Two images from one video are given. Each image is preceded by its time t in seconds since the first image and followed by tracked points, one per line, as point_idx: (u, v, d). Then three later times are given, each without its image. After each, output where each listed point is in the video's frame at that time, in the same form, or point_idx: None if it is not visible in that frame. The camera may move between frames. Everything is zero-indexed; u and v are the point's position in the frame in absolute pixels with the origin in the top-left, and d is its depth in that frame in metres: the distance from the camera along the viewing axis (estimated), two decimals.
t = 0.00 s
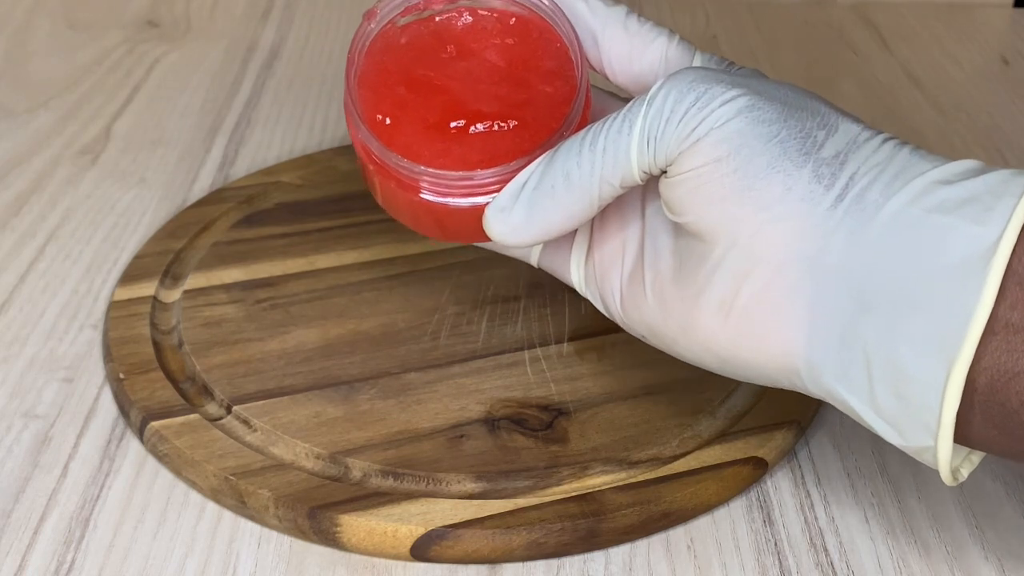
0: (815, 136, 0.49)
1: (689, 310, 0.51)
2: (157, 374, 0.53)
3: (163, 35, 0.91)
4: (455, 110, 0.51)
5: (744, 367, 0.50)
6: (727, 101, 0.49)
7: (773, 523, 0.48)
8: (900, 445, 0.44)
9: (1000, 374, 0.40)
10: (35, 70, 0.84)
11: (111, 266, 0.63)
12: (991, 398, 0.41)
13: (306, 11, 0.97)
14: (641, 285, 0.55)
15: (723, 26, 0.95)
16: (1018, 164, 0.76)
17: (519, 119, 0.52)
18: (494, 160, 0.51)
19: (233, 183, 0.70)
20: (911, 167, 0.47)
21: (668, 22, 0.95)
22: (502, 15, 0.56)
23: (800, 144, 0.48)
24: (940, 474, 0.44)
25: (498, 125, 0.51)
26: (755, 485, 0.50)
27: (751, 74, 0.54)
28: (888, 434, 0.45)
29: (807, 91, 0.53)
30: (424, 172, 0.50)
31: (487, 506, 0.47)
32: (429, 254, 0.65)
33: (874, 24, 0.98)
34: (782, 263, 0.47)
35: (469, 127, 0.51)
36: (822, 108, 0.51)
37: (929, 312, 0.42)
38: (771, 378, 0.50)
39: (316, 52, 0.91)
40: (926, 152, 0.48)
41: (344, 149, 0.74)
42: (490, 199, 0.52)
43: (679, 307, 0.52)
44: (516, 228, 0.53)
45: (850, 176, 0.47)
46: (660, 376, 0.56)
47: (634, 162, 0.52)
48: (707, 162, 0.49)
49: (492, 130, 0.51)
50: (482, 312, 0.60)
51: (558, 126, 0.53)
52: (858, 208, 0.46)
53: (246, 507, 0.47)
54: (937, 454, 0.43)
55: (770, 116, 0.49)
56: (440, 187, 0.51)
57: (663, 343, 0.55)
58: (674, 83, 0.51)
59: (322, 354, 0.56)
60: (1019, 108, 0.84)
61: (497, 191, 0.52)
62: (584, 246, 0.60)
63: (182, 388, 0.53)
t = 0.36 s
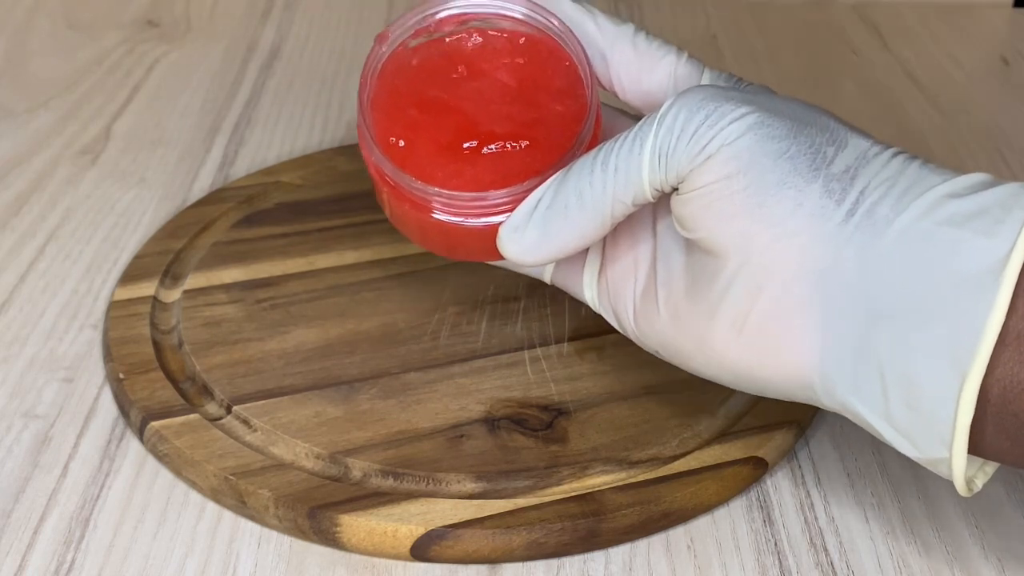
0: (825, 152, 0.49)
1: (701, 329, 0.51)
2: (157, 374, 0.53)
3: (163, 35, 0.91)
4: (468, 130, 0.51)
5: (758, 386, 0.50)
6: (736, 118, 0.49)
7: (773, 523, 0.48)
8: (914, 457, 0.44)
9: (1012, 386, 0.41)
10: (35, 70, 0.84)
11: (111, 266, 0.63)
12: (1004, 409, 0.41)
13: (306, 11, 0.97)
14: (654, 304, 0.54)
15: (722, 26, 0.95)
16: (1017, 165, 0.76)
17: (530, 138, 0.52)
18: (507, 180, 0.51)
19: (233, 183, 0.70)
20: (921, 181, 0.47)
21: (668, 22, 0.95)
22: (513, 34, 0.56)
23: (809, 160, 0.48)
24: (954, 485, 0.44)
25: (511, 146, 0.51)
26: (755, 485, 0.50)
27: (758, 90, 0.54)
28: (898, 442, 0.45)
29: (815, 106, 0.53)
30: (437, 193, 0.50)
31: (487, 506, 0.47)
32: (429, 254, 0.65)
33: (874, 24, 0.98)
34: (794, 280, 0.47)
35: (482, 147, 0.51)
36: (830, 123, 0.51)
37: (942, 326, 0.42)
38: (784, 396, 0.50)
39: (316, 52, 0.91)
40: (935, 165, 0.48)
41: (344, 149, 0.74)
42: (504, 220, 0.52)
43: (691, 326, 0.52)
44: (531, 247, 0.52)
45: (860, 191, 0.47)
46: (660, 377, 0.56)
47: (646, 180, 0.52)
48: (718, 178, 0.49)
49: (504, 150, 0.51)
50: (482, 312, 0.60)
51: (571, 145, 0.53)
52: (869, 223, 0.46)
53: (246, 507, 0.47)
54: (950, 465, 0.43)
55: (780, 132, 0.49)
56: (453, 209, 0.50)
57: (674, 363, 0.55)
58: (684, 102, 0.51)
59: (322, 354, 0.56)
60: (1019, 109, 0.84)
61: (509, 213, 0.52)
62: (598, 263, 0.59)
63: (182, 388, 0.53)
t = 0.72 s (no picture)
0: (807, 159, 0.49)
1: (680, 338, 0.51)
2: (157, 374, 0.53)
3: (163, 35, 0.91)
4: (437, 138, 0.50)
5: (739, 397, 0.49)
6: (716, 124, 0.49)
7: (773, 523, 0.48)
8: (901, 472, 0.44)
9: (1003, 399, 0.40)
10: (35, 70, 0.84)
11: (111, 266, 0.63)
12: (993, 423, 0.41)
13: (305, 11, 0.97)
14: (631, 315, 0.54)
15: (722, 26, 0.95)
16: (1017, 165, 0.76)
17: (502, 146, 0.51)
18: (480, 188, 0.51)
19: (233, 183, 0.70)
20: (905, 188, 0.47)
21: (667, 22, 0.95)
22: (483, 40, 0.56)
23: (792, 167, 0.48)
24: (943, 500, 0.43)
25: (481, 154, 0.51)
26: (755, 485, 0.50)
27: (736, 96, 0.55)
28: (887, 459, 0.44)
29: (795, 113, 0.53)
30: (404, 203, 0.49)
31: (487, 506, 0.47)
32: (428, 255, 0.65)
33: (874, 24, 0.98)
34: (777, 288, 0.47)
35: (451, 156, 0.50)
36: (812, 130, 0.51)
37: (926, 338, 0.42)
38: (766, 407, 0.49)
39: (316, 52, 0.91)
40: (920, 173, 0.48)
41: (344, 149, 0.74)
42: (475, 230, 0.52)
43: (669, 336, 0.52)
44: (504, 257, 0.52)
45: (843, 200, 0.48)
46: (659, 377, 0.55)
47: (622, 187, 0.52)
48: (697, 187, 0.49)
49: (474, 158, 0.51)
50: (482, 312, 0.60)
51: (543, 154, 0.52)
52: (852, 231, 0.46)
53: (246, 507, 0.47)
54: (939, 483, 0.42)
55: (761, 139, 0.49)
56: (421, 218, 0.50)
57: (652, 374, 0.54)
58: (661, 108, 0.51)
59: (323, 354, 0.56)
60: (1019, 109, 0.84)
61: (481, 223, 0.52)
62: (572, 273, 0.59)
63: (182, 388, 0.53)
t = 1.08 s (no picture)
0: (798, 154, 0.49)
1: (670, 332, 0.51)
2: (157, 374, 0.53)
3: (163, 35, 0.91)
4: (429, 127, 0.50)
5: (729, 391, 0.49)
6: (708, 117, 0.49)
7: (773, 523, 0.48)
8: (887, 468, 0.44)
9: (990, 395, 0.41)
10: (34, 70, 0.84)
11: (111, 266, 0.63)
12: (980, 418, 0.41)
13: (305, 11, 0.97)
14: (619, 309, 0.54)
15: (722, 26, 0.95)
16: (1017, 165, 0.76)
17: (493, 136, 0.51)
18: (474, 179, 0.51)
19: (233, 183, 0.70)
20: (896, 184, 0.47)
21: (667, 22, 0.95)
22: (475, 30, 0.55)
23: (784, 161, 0.48)
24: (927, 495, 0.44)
25: (473, 143, 0.50)
26: (755, 485, 0.50)
27: (726, 89, 0.54)
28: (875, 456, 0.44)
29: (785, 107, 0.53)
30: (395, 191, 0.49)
31: (487, 506, 0.47)
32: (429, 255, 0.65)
33: (874, 24, 0.98)
34: (767, 283, 0.46)
35: (443, 145, 0.50)
36: (803, 125, 0.51)
37: (916, 333, 0.42)
38: (754, 400, 0.49)
39: (316, 52, 0.91)
40: (910, 168, 0.49)
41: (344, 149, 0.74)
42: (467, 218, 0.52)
43: (658, 328, 0.52)
44: (494, 249, 0.52)
45: (834, 194, 0.48)
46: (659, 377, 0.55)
47: (612, 179, 0.52)
48: (688, 179, 0.48)
49: (466, 148, 0.50)
50: (482, 312, 0.60)
51: (533, 144, 0.52)
52: (843, 225, 0.46)
53: (246, 507, 0.47)
54: (926, 477, 0.43)
55: (752, 132, 0.49)
56: (412, 207, 0.50)
57: (642, 368, 0.54)
58: (653, 101, 0.51)
59: (323, 354, 0.56)
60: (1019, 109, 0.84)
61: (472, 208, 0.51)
62: (560, 264, 0.58)
63: (182, 388, 0.53)
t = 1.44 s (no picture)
0: (807, 151, 0.49)
1: (676, 331, 0.50)
2: (157, 374, 0.53)
3: (163, 35, 0.91)
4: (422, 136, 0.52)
5: (735, 390, 0.49)
6: (717, 114, 0.49)
7: (774, 523, 0.48)
8: (898, 463, 0.44)
9: (995, 390, 0.41)
10: (35, 70, 0.84)
11: (111, 266, 0.63)
12: (986, 412, 0.41)
13: (305, 11, 0.97)
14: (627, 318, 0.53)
15: (723, 26, 0.95)
16: (1018, 165, 0.76)
17: (487, 138, 0.53)
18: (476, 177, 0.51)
19: (233, 183, 0.70)
20: (902, 182, 0.47)
21: (667, 23, 0.95)
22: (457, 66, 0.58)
23: (792, 158, 0.48)
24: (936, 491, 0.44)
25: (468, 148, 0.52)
26: (755, 485, 0.50)
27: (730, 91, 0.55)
28: (884, 450, 0.44)
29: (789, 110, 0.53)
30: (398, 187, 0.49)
31: (487, 506, 0.47)
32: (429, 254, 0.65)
33: (874, 24, 0.98)
34: (776, 280, 0.47)
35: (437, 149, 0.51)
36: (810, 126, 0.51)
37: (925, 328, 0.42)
38: (761, 400, 0.49)
39: (316, 52, 0.91)
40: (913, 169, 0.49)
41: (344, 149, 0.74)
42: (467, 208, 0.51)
43: (661, 327, 0.51)
44: (496, 234, 0.51)
45: (842, 191, 0.47)
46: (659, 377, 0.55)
47: (618, 170, 0.51)
48: (696, 173, 0.48)
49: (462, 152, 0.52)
50: (482, 312, 0.60)
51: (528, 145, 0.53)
52: (852, 222, 0.46)
53: (246, 507, 0.47)
54: (936, 471, 0.43)
55: (761, 130, 0.49)
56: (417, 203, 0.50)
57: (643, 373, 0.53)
58: (663, 94, 0.51)
59: (323, 353, 0.56)
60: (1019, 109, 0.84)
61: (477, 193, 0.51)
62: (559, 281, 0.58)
63: (182, 389, 0.53)
